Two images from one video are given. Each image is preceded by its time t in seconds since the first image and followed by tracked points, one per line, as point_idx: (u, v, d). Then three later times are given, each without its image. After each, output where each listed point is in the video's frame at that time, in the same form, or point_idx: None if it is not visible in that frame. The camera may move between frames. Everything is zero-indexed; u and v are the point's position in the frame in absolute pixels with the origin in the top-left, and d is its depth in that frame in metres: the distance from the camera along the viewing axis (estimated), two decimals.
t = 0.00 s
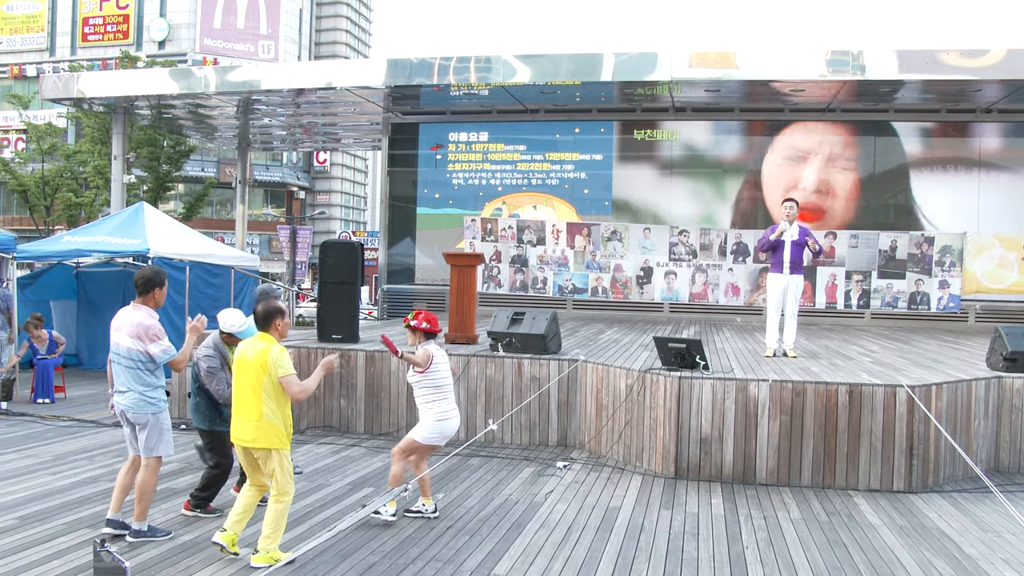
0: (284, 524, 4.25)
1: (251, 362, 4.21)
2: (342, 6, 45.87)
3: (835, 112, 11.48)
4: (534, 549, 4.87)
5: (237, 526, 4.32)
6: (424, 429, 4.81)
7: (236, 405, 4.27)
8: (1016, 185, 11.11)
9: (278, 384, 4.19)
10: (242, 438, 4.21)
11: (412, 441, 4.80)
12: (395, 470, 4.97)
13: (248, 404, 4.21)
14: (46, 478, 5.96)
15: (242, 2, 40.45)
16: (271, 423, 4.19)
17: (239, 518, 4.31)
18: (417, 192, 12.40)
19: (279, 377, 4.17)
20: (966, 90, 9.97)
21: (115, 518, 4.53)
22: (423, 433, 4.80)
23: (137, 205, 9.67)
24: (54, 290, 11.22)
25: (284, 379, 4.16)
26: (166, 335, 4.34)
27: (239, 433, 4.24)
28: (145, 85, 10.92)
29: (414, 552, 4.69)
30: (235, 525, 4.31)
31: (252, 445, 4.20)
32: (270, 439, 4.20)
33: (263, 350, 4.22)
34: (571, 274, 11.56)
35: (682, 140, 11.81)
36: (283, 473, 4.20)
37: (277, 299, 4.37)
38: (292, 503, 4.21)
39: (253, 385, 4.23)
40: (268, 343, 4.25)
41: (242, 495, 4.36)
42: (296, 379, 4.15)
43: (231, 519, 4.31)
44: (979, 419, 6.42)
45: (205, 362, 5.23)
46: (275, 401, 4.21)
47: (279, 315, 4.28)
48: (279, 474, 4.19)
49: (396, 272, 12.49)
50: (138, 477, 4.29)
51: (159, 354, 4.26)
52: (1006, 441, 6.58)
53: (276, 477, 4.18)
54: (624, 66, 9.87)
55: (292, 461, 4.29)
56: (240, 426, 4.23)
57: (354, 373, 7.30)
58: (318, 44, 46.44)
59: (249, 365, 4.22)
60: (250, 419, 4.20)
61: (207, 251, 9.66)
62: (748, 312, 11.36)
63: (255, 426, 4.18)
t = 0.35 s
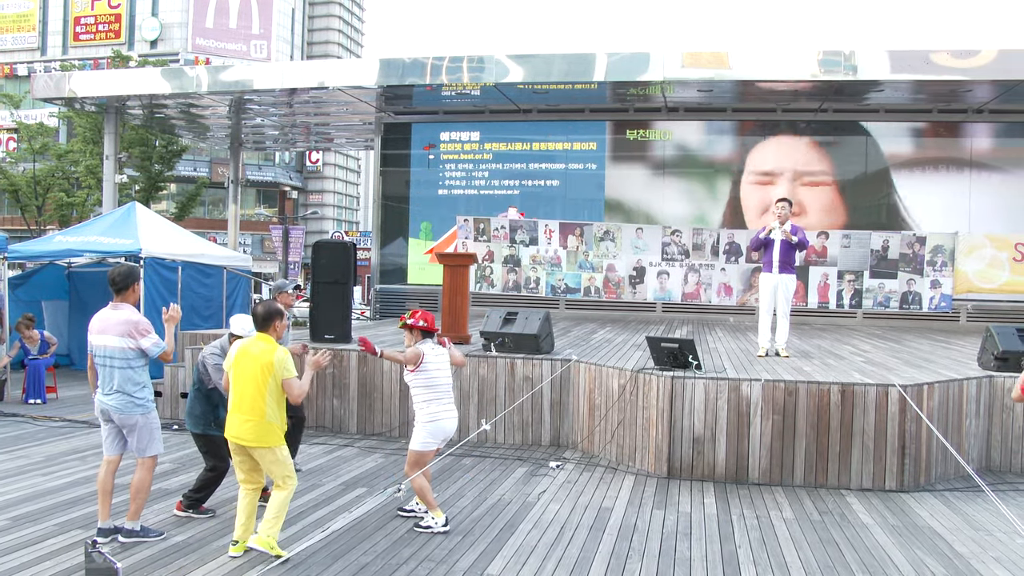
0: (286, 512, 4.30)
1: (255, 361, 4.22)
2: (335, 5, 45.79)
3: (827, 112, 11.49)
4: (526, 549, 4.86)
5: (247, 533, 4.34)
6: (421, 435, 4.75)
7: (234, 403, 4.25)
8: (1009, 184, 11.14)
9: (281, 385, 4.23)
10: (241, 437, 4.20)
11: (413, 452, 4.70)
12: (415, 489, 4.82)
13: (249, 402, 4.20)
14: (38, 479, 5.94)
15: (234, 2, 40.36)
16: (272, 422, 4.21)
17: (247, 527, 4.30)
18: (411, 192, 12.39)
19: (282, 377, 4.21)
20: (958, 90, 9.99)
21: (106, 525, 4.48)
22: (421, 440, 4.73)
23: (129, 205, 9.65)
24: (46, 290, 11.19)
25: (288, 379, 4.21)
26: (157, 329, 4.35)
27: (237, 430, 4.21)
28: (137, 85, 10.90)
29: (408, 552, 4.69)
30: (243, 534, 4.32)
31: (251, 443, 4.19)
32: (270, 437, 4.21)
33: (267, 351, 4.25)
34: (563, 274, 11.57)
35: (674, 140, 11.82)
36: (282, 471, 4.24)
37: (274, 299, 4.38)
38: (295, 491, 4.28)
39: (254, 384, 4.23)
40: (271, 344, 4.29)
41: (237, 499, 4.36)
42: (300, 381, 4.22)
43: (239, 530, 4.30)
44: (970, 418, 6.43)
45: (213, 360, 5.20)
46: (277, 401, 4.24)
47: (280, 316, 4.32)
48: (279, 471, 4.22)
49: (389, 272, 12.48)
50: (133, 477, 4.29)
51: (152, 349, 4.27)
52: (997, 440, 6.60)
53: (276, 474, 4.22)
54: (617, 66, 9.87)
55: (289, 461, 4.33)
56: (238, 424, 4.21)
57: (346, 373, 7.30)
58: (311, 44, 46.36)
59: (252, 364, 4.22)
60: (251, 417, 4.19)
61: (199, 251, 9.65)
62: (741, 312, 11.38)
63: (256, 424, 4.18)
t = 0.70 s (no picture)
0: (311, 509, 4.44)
1: (273, 358, 4.21)
2: (334, 5, 45.80)
3: (825, 112, 11.49)
4: (526, 549, 4.86)
5: (246, 532, 4.40)
6: (435, 432, 4.80)
7: (255, 399, 4.24)
8: (1008, 184, 11.14)
9: (301, 379, 4.24)
10: (265, 433, 4.21)
11: (430, 449, 4.76)
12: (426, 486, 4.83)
13: (271, 398, 4.21)
14: (36, 479, 5.94)
15: (233, 2, 40.34)
16: (295, 416, 4.24)
17: (250, 524, 4.39)
18: (410, 192, 12.39)
19: (301, 372, 4.22)
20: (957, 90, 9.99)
21: (105, 525, 4.51)
22: (435, 436, 4.79)
23: (128, 205, 9.64)
24: (45, 290, 11.18)
25: (307, 373, 4.23)
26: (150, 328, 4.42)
27: (260, 426, 4.22)
28: (135, 85, 10.90)
29: (407, 552, 4.69)
30: (246, 531, 4.40)
31: (276, 439, 4.22)
32: (293, 431, 4.25)
33: (284, 346, 4.24)
34: (563, 274, 11.65)
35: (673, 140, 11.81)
36: (307, 463, 4.31)
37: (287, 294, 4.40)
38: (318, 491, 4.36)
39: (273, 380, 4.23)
40: (288, 338, 4.27)
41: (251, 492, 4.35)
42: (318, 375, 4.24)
43: (242, 527, 4.38)
44: (970, 418, 6.43)
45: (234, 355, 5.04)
46: (297, 396, 4.26)
47: (297, 311, 4.33)
48: (304, 463, 4.29)
49: (388, 272, 12.48)
50: (133, 475, 4.33)
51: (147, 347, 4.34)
52: (996, 440, 6.61)
53: (303, 467, 4.28)
54: (616, 66, 9.87)
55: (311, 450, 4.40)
56: (261, 420, 4.22)
57: (346, 372, 7.30)
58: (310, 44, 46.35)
59: (271, 360, 4.21)
60: (274, 413, 4.21)
61: (199, 251, 9.65)
62: (740, 312, 11.39)
63: (280, 419, 4.20)
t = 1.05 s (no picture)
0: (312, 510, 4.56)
1: (272, 352, 4.21)
2: (331, 5, 45.76)
3: (822, 112, 11.49)
4: (523, 549, 4.86)
5: (259, 525, 4.52)
6: (445, 431, 4.81)
7: (255, 394, 4.24)
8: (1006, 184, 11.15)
9: (299, 373, 4.23)
10: (264, 426, 4.20)
11: (438, 446, 4.76)
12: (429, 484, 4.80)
13: (270, 392, 4.21)
14: (34, 479, 5.93)
15: (230, 2, 40.30)
16: (293, 411, 4.22)
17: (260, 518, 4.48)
18: (407, 192, 12.38)
19: (299, 366, 4.20)
20: (954, 90, 10.00)
21: (102, 524, 4.39)
22: (445, 435, 4.79)
23: (125, 205, 9.63)
24: (42, 290, 11.16)
25: (305, 366, 4.21)
26: (141, 329, 4.37)
27: (259, 421, 4.22)
28: (132, 85, 10.89)
29: (404, 552, 4.69)
30: (258, 524, 4.51)
31: (276, 433, 4.20)
32: (292, 426, 4.23)
33: (283, 341, 4.24)
34: (560, 273, 11.90)
35: (670, 140, 11.79)
36: (306, 458, 4.29)
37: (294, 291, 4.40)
38: (313, 491, 4.35)
39: (272, 374, 4.22)
40: (287, 334, 4.27)
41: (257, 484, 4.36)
42: (316, 368, 4.19)
43: (253, 520, 4.49)
44: (966, 418, 6.43)
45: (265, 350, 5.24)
46: (296, 390, 4.24)
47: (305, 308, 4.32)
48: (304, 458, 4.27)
49: (385, 272, 12.48)
50: (121, 478, 4.32)
51: (136, 349, 4.29)
52: (992, 440, 6.61)
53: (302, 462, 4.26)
54: (613, 66, 9.87)
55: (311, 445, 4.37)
56: (260, 414, 4.21)
57: (343, 373, 7.29)
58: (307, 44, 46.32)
59: (269, 355, 4.21)
60: (273, 407, 4.20)
61: (196, 251, 9.65)
62: (736, 312, 11.40)
63: (278, 414, 4.19)
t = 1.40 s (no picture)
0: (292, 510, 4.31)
1: (252, 354, 4.23)
2: (329, 5, 45.75)
3: (820, 112, 11.49)
4: (521, 549, 4.86)
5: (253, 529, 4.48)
6: (444, 433, 4.85)
7: (235, 398, 4.25)
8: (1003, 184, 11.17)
9: (280, 376, 4.26)
10: (244, 429, 4.22)
11: (435, 447, 4.80)
12: (422, 484, 4.85)
13: (251, 395, 4.21)
14: (31, 480, 5.92)
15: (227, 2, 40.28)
16: (274, 414, 4.23)
17: (253, 521, 4.44)
18: (404, 192, 12.38)
19: (279, 369, 4.23)
20: (951, 90, 10.01)
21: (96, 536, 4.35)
22: (443, 437, 4.83)
23: (122, 205, 9.62)
24: (39, 290, 11.14)
25: (286, 370, 4.25)
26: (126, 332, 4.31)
27: (240, 424, 4.22)
28: (129, 85, 10.88)
29: (401, 552, 4.69)
30: (251, 528, 4.48)
31: (256, 436, 4.22)
32: (275, 428, 4.23)
33: (264, 344, 4.26)
34: (558, 274, 11.90)
35: (668, 140, 11.80)
36: (288, 460, 4.29)
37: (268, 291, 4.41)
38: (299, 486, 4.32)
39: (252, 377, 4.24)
40: (268, 336, 4.29)
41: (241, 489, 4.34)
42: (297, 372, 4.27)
43: (245, 524, 4.45)
44: (963, 417, 6.43)
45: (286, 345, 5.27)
46: (277, 393, 4.26)
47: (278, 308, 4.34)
48: (286, 459, 4.27)
49: (382, 272, 12.48)
50: (108, 482, 4.31)
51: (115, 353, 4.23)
52: (989, 440, 6.61)
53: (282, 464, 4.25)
54: (611, 66, 9.87)
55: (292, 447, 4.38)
56: (240, 417, 4.22)
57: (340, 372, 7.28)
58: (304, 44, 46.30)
59: (250, 358, 4.22)
60: (254, 410, 4.21)
61: (193, 251, 9.64)
62: (733, 312, 11.40)
63: (260, 417, 4.20)
